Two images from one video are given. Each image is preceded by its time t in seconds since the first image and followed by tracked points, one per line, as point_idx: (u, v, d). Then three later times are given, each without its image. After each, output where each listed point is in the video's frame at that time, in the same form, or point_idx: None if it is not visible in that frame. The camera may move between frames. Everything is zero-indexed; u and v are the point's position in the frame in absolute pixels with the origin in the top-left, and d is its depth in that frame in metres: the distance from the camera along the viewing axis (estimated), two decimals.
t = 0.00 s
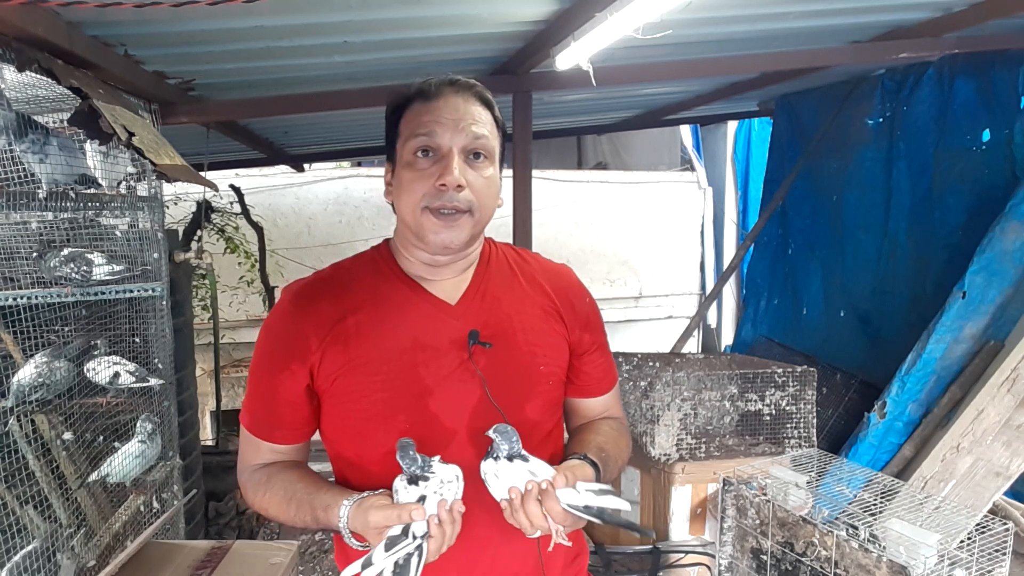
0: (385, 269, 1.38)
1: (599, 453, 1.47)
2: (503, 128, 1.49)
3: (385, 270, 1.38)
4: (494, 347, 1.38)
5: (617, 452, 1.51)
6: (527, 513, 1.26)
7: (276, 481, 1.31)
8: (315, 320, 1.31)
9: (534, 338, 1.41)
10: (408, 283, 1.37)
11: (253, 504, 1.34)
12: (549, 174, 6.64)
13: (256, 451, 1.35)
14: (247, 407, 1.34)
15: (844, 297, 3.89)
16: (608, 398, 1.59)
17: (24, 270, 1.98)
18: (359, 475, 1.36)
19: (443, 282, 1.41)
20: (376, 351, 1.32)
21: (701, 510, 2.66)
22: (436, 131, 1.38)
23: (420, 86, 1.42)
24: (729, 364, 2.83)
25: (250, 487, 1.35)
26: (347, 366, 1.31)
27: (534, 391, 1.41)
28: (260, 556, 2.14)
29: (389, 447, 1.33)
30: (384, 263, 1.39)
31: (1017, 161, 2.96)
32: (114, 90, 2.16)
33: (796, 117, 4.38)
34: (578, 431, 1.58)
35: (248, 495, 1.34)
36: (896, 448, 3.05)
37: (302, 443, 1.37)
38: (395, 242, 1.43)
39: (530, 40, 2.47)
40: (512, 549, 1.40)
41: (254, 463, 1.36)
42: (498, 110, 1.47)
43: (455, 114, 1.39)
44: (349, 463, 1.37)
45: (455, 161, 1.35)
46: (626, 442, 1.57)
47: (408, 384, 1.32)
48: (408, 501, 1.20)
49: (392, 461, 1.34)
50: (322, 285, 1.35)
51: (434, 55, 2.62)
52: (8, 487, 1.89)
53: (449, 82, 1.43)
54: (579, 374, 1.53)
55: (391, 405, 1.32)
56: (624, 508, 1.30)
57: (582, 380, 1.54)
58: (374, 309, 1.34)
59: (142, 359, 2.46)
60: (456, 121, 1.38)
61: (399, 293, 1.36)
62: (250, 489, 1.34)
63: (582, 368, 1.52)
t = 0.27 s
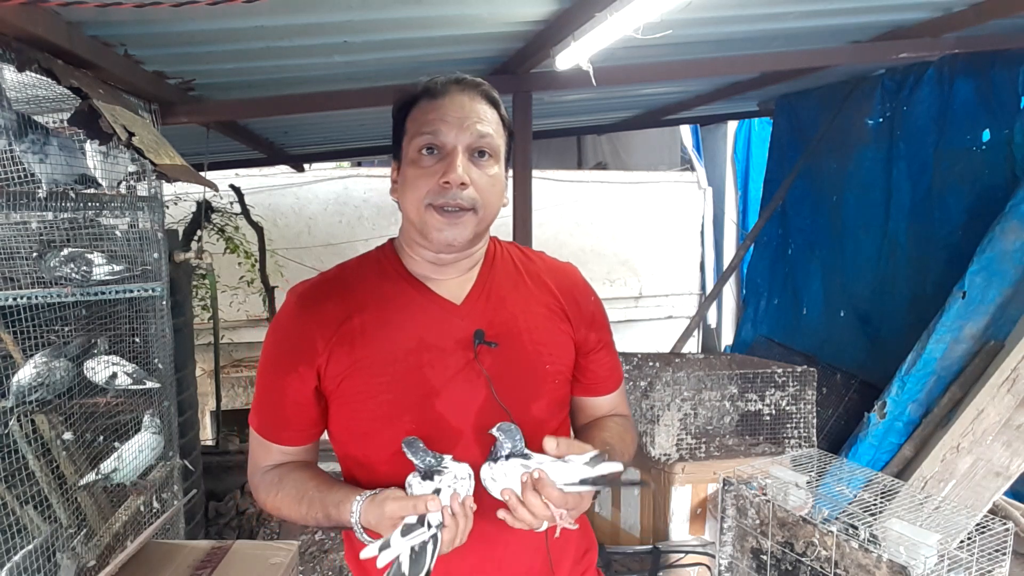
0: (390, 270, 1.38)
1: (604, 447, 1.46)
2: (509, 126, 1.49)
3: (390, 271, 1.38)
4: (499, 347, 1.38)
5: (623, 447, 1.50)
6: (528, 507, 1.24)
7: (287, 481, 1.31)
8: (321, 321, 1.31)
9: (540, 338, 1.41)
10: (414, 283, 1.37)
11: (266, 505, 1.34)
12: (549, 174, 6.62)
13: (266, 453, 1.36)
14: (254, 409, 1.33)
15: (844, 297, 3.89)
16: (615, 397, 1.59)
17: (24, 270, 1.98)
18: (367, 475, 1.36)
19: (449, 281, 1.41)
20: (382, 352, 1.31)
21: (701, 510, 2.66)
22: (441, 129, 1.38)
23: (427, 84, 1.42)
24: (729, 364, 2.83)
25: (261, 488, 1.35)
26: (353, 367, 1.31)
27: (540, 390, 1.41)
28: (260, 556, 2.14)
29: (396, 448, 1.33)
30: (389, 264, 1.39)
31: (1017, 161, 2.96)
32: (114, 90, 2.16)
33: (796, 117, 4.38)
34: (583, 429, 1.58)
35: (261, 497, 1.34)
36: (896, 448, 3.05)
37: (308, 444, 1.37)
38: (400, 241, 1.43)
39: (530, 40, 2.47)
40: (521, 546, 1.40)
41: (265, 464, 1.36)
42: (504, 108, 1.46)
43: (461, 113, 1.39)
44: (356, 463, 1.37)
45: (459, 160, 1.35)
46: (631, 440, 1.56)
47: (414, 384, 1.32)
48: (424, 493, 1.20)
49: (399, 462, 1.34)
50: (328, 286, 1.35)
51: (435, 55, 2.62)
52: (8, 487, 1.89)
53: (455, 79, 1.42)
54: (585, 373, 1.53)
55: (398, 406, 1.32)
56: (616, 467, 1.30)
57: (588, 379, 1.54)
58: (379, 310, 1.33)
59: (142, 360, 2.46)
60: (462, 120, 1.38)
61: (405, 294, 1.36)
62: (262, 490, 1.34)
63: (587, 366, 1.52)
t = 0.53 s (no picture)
0: (393, 266, 1.38)
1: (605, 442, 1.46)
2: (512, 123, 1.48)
3: (393, 266, 1.38)
4: (502, 343, 1.38)
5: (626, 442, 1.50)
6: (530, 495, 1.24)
7: (287, 475, 1.31)
8: (323, 317, 1.30)
9: (542, 333, 1.41)
10: (416, 279, 1.37)
11: (264, 500, 1.33)
12: (550, 174, 6.60)
13: (266, 448, 1.35)
14: (256, 404, 1.33)
15: (844, 296, 3.89)
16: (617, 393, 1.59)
17: (24, 270, 1.98)
18: (369, 471, 1.36)
19: (451, 277, 1.41)
20: (385, 347, 1.31)
21: (701, 510, 2.66)
22: (443, 128, 1.37)
23: (429, 81, 1.41)
24: (729, 364, 2.83)
25: (260, 483, 1.34)
26: (356, 363, 1.31)
27: (542, 386, 1.41)
28: (260, 556, 2.14)
29: (398, 444, 1.33)
30: (392, 260, 1.39)
31: (1017, 161, 2.96)
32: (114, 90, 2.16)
33: (796, 116, 4.38)
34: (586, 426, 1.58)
35: (259, 492, 1.33)
36: (896, 448, 3.05)
37: (310, 440, 1.37)
38: (402, 238, 1.43)
39: (530, 40, 2.47)
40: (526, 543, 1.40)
41: (263, 459, 1.35)
42: (507, 106, 1.46)
43: (464, 112, 1.38)
44: (359, 459, 1.36)
45: (461, 160, 1.35)
46: (634, 436, 1.56)
47: (417, 380, 1.32)
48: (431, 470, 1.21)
49: (402, 458, 1.34)
50: (330, 280, 1.34)
51: (435, 55, 2.62)
52: (8, 487, 1.89)
53: (458, 77, 1.41)
54: (588, 369, 1.53)
55: (401, 402, 1.32)
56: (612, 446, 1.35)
57: (591, 375, 1.54)
58: (382, 305, 1.33)
59: (142, 360, 2.46)
60: (464, 119, 1.37)
61: (408, 290, 1.35)
62: (260, 485, 1.33)
63: (590, 363, 1.52)
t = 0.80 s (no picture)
0: (393, 264, 1.37)
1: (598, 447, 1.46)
2: (514, 123, 1.47)
3: (393, 265, 1.37)
4: (502, 345, 1.38)
5: (618, 447, 1.50)
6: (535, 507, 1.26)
7: (286, 476, 1.30)
8: (324, 316, 1.30)
9: (542, 336, 1.41)
10: (417, 279, 1.36)
11: (263, 500, 1.32)
12: (549, 174, 6.61)
13: (262, 447, 1.33)
14: (253, 402, 1.31)
15: (844, 296, 3.89)
16: (614, 397, 1.60)
17: (25, 270, 1.98)
18: (366, 471, 1.36)
19: (451, 278, 1.40)
20: (385, 347, 1.31)
21: (701, 510, 2.66)
22: (445, 130, 1.37)
23: (431, 81, 1.40)
24: (729, 364, 2.83)
25: (258, 483, 1.33)
26: (356, 362, 1.31)
27: (541, 389, 1.41)
28: (260, 556, 2.14)
29: (397, 444, 1.33)
30: (392, 258, 1.39)
31: (1017, 161, 2.96)
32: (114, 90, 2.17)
33: (796, 116, 4.38)
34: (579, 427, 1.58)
35: (257, 492, 1.32)
36: (896, 448, 3.05)
37: (307, 439, 1.36)
38: (402, 236, 1.43)
39: (530, 40, 2.47)
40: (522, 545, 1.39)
41: (260, 459, 1.34)
42: (509, 106, 1.45)
43: (465, 113, 1.37)
44: (355, 459, 1.36)
45: (462, 163, 1.35)
46: (627, 440, 1.57)
47: (417, 381, 1.32)
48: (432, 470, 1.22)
49: (400, 458, 1.34)
50: (331, 279, 1.34)
51: (435, 55, 2.62)
52: (7, 487, 1.89)
53: (460, 76, 1.41)
54: (585, 372, 1.53)
55: (400, 402, 1.31)
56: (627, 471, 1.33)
57: (588, 378, 1.54)
58: (382, 305, 1.33)
59: (142, 359, 2.46)
60: (466, 122, 1.37)
61: (409, 290, 1.35)
62: (258, 485, 1.32)
63: (588, 366, 1.53)
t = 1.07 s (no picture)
0: (385, 267, 1.37)
1: (586, 451, 1.45)
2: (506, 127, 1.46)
3: (385, 268, 1.37)
4: (493, 350, 1.37)
5: (608, 451, 1.49)
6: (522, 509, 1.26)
7: (272, 481, 1.29)
8: (314, 319, 1.30)
9: (533, 341, 1.41)
10: (408, 283, 1.36)
11: (247, 504, 1.31)
12: (550, 174, 6.61)
13: (248, 450, 1.33)
14: (243, 403, 1.31)
15: (844, 297, 3.89)
16: (605, 402, 1.59)
17: (25, 270, 1.98)
18: (355, 475, 1.35)
19: (443, 282, 1.40)
20: (375, 351, 1.30)
21: (701, 510, 2.66)
22: (436, 137, 1.35)
23: (421, 86, 1.39)
24: (729, 364, 2.83)
25: (243, 486, 1.32)
26: (346, 366, 1.30)
27: (532, 394, 1.40)
28: (260, 556, 2.14)
29: (386, 449, 1.32)
30: (384, 261, 1.38)
31: (1017, 161, 2.96)
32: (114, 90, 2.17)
33: (796, 117, 4.38)
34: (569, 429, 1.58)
35: (242, 496, 1.32)
36: (896, 448, 3.05)
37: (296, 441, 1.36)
38: (394, 239, 1.43)
39: (530, 40, 2.47)
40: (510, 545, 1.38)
41: (246, 462, 1.34)
42: (501, 110, 1.44)
43: (456, 120, 1.36)
44: (345, 463, 1.36)
45: (453, 170, 1.34)
46: (618, 444, 1.55)
47: (406, 385, 1.31)
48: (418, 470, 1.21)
49: (389, 462, 1.33)
50: (322, 281, 1.33)
51: (435, 55, 2.62)
52: (7, 487, 1.89)
53: (451, 81, 1.39)
54: (576, 377, 1.53)
55: (390, 407, 1.31)
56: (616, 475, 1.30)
57: (580, 383, 1.54)
58: (373, 309, 1.32)
59: (142, 360, 2.46)
60: (457, 128, 1.35)
61: (400, 293, 1.34)
62: (243, 489, 1.31)
63: (579, 370, 1.52)
